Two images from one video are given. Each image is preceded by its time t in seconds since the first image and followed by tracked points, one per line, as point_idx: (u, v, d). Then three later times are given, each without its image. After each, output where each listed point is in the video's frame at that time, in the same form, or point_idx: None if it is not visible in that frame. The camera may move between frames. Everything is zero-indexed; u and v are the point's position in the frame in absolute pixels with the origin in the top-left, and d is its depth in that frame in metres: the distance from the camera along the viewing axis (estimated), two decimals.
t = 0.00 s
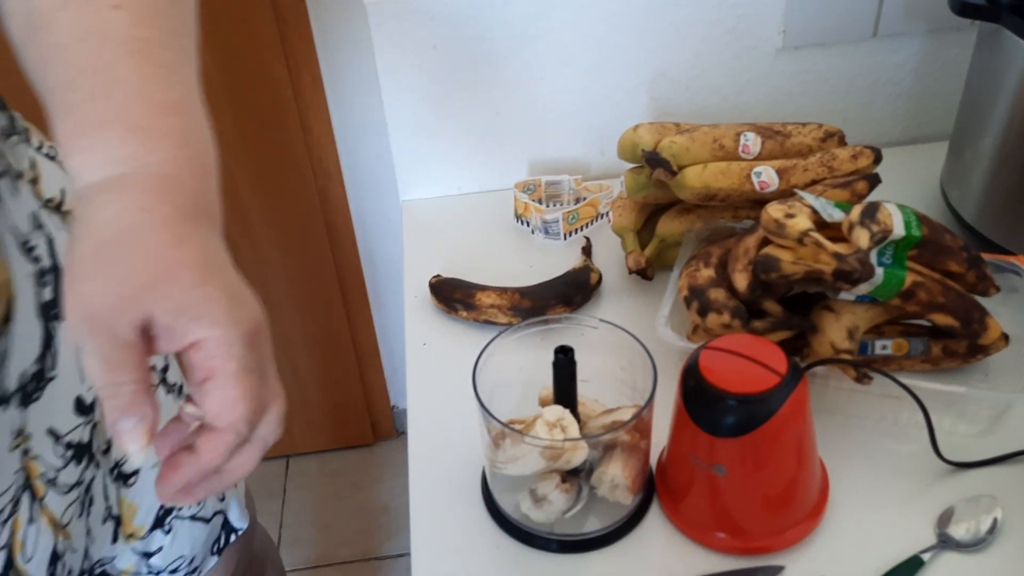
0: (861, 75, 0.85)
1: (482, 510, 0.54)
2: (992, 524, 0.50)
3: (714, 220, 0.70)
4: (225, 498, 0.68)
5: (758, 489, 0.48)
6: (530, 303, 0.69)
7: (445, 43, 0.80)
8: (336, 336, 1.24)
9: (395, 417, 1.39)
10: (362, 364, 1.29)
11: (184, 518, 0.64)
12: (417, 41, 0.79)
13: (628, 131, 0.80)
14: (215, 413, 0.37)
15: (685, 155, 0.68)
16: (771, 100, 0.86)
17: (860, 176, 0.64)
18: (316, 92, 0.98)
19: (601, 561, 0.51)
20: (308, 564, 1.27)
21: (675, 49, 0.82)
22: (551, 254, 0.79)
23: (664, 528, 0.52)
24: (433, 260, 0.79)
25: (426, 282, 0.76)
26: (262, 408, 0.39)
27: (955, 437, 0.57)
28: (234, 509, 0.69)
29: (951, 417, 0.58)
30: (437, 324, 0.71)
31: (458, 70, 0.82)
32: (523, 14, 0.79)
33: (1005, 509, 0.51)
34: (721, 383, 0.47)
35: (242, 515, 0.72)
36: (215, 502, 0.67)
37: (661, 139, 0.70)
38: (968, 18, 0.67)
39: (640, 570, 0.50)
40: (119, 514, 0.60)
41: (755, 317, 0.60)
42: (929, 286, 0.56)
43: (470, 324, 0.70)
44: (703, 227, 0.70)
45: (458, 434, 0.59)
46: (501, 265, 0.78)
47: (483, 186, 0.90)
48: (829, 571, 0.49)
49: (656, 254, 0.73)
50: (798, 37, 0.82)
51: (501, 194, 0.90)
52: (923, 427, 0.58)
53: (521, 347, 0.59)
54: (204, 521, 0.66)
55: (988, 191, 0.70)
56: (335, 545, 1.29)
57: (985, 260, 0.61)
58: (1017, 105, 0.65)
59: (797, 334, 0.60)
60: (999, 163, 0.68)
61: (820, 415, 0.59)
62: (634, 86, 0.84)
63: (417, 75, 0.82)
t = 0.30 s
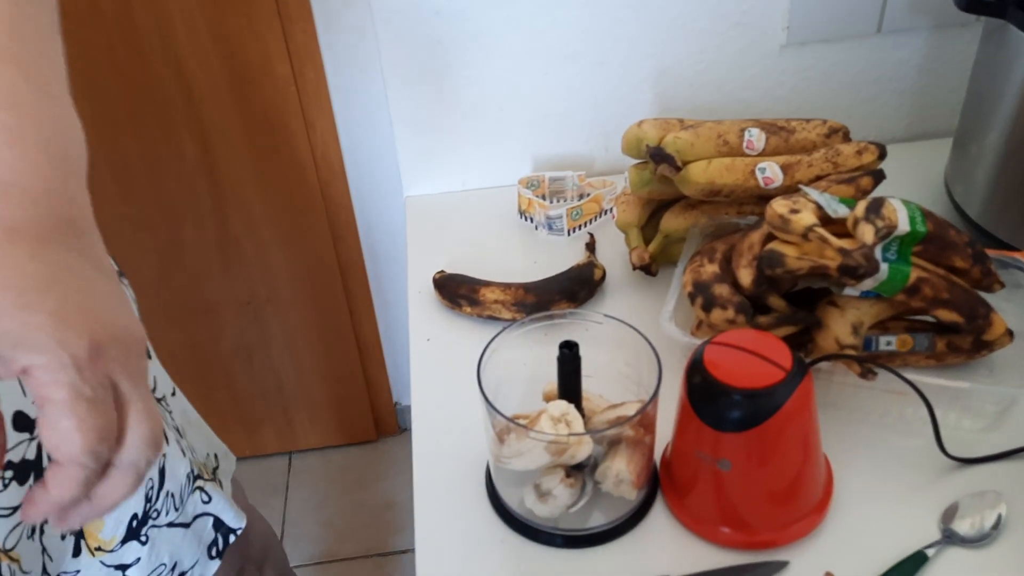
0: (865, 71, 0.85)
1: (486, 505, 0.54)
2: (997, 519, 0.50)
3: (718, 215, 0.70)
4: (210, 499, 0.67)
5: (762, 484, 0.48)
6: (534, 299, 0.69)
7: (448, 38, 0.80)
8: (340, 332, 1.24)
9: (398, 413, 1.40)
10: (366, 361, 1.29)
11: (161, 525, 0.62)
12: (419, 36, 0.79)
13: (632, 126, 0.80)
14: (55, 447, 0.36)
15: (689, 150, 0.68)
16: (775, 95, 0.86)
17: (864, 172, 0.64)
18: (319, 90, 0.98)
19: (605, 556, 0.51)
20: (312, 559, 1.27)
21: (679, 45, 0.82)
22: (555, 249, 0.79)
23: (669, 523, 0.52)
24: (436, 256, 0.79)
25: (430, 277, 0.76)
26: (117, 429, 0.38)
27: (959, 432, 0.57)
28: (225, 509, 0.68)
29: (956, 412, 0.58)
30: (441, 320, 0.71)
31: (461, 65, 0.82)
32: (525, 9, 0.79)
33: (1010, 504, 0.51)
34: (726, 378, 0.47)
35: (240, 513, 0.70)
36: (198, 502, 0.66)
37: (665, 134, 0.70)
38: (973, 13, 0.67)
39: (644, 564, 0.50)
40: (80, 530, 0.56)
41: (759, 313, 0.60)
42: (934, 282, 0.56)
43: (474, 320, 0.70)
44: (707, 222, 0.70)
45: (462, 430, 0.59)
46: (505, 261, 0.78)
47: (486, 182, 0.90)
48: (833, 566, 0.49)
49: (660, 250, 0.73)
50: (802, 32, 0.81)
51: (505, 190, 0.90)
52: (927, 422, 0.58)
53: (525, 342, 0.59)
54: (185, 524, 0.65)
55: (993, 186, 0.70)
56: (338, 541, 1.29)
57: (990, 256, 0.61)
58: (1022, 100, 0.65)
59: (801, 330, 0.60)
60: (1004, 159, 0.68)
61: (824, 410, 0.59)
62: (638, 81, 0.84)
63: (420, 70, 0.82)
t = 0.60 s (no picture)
0: (865, 71, 0.85)
1: (486, 504, 0.54)
2: (994, 518, 0.50)
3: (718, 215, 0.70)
4: (205, 483, 0.67)
5: (761, 482, 0.48)
6: (533, 299, 0.70)
7: (449, 38, 0.80)
8: (340, 331, 1.24)
9: (398, 412, 1.40)
10: (366, 360, 1.29)
11: (160, 508, 0.61)
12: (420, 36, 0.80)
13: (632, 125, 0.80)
14: (191, 280, 0.44)
15: (689, 150, 0.68)
16: (775, 95, 0.86)
17: (863, 172, 0.64)
18: (320, 90, 0.98)
19: (605, 554, 0.51)
20: (312, 557, 1.27)
21: (679, 44, 0.82)
22: (554, 249, 0.79)
23: (668, 522, 0.53)
24: (437, 256, 0.79)
25: (431, 277, 0.76)
26: (231, 260, 0.46)
27: (957, 431, 0.57)
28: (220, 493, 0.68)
29: (953, 411, 0.58)
30: (441, 320, 0.71)
31: (462, 65, 0.82)
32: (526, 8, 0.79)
33: (1007, 503, 0.51)
34: (724, 377, 0.47)
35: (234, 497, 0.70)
36: (194, 486, 0.66)
37: (664, 134, 0.70)
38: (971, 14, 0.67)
39: (644, 562, 0.50)
40: (85, 511, 0.55)
41: (758, 313, 0.60)
42: (932, 281, 0.56)
43: (474, 319, 0.70)
44: (706, 222, 0.70)
45: (462, 429, 0.60)
46: (505, 261, 0.78)
47: (486, 181, 0.91)
48: (831, 564, 0.49)
49: (659, 250, 0.73)
50: (802, 32, 0.82)
51: (505, 189, 0.90)
52: (925, 422, 0.58)
53: (525, 341, 0.60)
54: (181, 508, 0.64)
55: (992, 187, 0.70)
56: (339, 539, 1.29)
57: (988, 256, 0.62)
58: (1021, 100, 0.65)
59: (800, 329, 0.60)
60: (1002, 159, 0.68)
61: (823, 409, 0.60)
62: (638, 81, 0.84)
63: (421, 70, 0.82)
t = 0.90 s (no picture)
0: (864, 70, 0.85)
1: (485, 501, 0.54)
2: (993, 516, 0.50)
3: (717, 213, 0.70)
4: (206, 470, 0.69)
5: (760, 480, 0.48)
6: (532, 296, 0.70)
7: (450, 36, 0.80)
8: (340, 330, 1.24)
9: (398, 410, 1.40)
10: (366, 359, 1.29)
11: (179, 486, 0.64)
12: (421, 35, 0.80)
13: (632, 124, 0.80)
14: (416, 63, 0.62)
15: (688, 149, 0.68)
16: (775, 94, 0.86)
17: (862, 170, 0.64)
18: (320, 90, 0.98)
19: (604, 552, 0.51)
20: (312, 556, 1.27)
21: (679, 43, 0.82)
22: (554, 247, 0.79)
23: (667, 519, 0.53)
24: (436, 254, 0.79)
25: (430, 275, 0.76)
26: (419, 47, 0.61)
27: (956, 429, 0.57)
28: (221, 478, 0.70)
29: (952, 410, 0.58)
30: (440, 317, 0.71)
31: (462, 63, 0.82)
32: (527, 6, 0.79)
33: (1006, 501, 0.51)
34: (724, 374, 0.47)
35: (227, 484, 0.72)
36: (199, 471, 0.68)
37: (664, 131, 0.70)
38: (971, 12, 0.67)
39: (642, 560, 0.50)
40: (119, 478, 0.56)
41: (757, 310, 0.60)
42: (931, 279, 0.56)
43: (473, 317, 0.70)
44: (706, 220, 0.70)
45: (461, 426, 0.60)
46: (505, 259, 0.78)
47: (486, 179, 0.91)
48: (830, 562, 0.49)
49: (659, 247, 0.73)
50: (802, 30, 0.82)
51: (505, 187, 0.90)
52: (924, 420, 0.58)
53: (524, 339, 0.60)
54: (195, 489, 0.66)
55: (992, 185, 0.70)
56: (338, 538, 1.29)
57: (987, 254, 0.62)
58: (1020, 99, 0.65)
59: (799, 327, 0.60)
60: (1002, 158, 0.68)
61: (822, 407, 0.60)
62: (639, 79, 0.84)
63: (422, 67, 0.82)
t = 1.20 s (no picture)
0: (861, 72, 0.85)
1: (481, 501, 0.55)
2: (987, 517, 0.50)
3: (714, 215, 0.70)
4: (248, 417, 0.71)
5: (755, 481, 0.49)
6: (531, 297, 0.70)
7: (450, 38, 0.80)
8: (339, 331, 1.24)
9: (397, 411, 1.40)
10: (365, 359, 1.29)
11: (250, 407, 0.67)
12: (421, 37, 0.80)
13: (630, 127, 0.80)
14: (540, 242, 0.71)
15: (685, 151, 0.69)
16: (774, 95, 0.86)
17: (858, 172, 0.65)
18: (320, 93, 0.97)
19: (600, 553, 0.51)
20: (311, 556, 1.27)
21: (677, 44, 0.82)
22: (552, 249, 0.79)
23: (663, 520, 0.53)
24: (435, 254, 0.80)
25: (428, 276, 0.76)
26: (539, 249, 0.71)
27: (952, 430, 0.57)
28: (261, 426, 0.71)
29: (948, 411, 0.58)
30: (439, 318, 0.71)
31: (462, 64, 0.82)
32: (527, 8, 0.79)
33: (1001, 502, 0.52)
34: (719, 376, 0.47)
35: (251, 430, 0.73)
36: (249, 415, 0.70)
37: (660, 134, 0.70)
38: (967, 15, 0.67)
39: (638, 561, 0.51)
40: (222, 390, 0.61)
41: (753, 312, 0.60)
42: (927, 281, 0.56)
43: (470, 319, 0.70)
44: (704, 222, 0.71)
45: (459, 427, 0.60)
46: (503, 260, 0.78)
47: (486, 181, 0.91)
48: (826, 563, 0.49)
49: (656, 249, 0.73)
50: (800, 32, 0.82)
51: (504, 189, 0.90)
52: (919, 421, 0.58)
53: (520, 340, 0.60)
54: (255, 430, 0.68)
55: (988, 187, 0.70)
56: (337, 538, 1.29)
57: (983, 256, 0.62)
58: (1016, 100, 0.66)
59: (794, 329, 0.60)
60: (998, 159, 0.69)
61: (817, 408, 0.60)
62: (638, 80, 0.85)
63: (421, 69, 0.83)
